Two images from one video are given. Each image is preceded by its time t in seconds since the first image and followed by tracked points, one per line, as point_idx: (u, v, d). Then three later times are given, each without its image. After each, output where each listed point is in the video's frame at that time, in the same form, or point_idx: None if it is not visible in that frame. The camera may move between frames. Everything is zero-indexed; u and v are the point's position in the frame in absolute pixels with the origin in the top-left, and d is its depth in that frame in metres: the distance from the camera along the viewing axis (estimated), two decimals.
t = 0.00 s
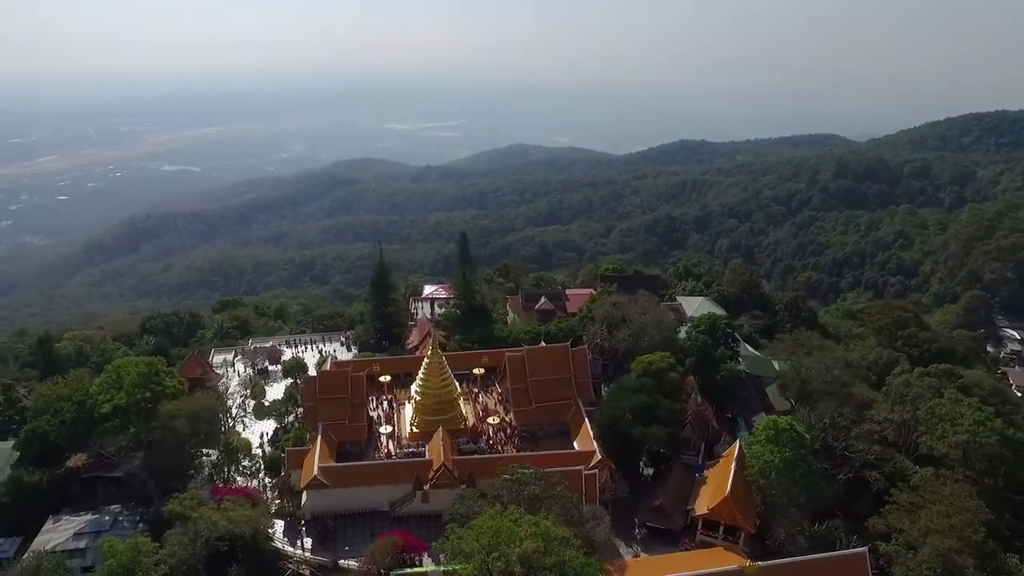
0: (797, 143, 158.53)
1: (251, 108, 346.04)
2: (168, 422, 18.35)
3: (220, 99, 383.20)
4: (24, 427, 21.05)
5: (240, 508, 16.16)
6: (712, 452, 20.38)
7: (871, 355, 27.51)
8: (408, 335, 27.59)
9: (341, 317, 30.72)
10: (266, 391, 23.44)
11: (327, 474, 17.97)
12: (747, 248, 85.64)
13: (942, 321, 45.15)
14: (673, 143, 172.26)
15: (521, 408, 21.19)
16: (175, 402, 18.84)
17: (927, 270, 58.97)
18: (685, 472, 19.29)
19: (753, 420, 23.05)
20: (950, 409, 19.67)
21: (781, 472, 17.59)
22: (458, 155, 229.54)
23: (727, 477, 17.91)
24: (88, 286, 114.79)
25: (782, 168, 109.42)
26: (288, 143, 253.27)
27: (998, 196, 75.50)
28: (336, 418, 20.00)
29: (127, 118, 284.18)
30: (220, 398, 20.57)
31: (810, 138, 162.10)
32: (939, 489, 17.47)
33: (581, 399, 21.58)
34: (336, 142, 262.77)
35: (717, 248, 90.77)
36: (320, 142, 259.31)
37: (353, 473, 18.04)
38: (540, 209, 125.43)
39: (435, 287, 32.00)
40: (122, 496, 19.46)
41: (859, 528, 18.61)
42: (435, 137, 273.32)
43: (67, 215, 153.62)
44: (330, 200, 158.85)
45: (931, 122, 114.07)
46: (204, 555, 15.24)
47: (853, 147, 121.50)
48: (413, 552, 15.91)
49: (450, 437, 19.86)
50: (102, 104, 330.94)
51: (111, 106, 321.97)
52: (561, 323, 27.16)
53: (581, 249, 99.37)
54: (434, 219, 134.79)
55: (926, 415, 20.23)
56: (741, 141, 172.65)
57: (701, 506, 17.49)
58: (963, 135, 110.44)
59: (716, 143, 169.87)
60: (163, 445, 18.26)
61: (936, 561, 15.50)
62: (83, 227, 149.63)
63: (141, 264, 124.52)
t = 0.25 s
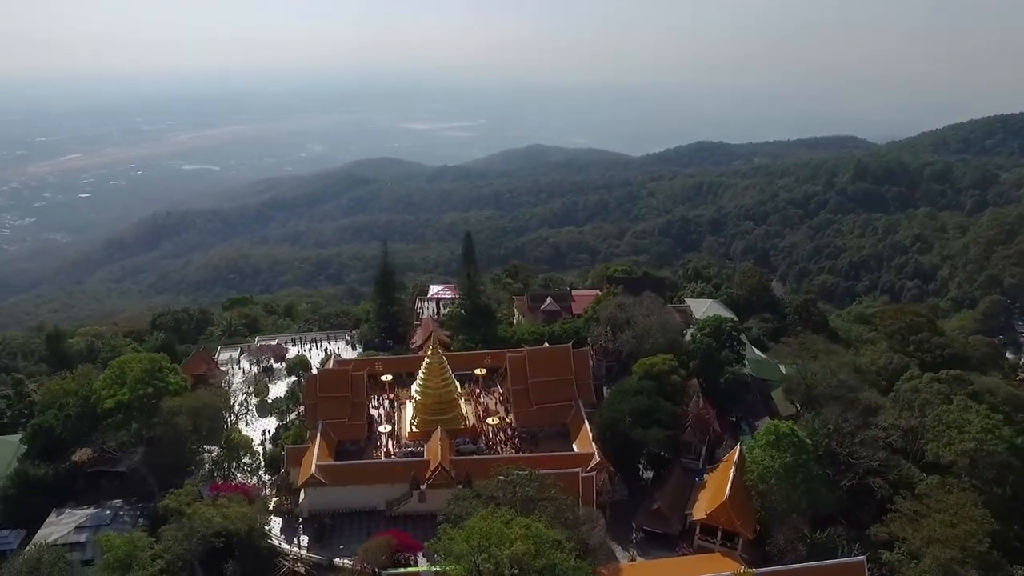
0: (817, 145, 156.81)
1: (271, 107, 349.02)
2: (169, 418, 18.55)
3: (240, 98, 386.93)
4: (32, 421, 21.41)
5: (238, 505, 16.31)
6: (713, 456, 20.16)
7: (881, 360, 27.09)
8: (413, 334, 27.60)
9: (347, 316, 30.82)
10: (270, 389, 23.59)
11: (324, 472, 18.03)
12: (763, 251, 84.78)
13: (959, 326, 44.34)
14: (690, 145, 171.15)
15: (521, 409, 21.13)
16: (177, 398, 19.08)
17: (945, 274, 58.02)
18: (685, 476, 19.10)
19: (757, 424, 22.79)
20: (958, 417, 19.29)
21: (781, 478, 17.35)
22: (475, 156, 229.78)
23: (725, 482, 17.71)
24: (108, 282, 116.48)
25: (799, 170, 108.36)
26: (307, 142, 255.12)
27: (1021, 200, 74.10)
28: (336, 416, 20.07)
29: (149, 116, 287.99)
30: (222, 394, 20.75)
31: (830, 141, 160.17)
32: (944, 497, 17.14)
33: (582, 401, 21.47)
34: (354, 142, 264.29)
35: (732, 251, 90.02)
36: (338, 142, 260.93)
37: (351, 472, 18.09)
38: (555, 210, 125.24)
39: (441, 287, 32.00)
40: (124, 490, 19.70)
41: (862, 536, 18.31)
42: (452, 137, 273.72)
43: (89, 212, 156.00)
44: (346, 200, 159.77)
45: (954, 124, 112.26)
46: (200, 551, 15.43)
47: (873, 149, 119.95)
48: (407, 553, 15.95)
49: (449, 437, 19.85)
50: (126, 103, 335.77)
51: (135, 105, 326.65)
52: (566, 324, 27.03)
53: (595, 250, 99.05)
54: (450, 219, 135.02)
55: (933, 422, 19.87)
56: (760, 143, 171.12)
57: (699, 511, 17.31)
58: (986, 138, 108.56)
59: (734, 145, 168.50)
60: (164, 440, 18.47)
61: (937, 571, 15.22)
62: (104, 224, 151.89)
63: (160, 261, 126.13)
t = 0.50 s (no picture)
0: (833, 146, 155.23)
1: (288, 107, 351.62)
2: (168, 415, 18.62)
3: (257, 98, 390.43)
4: (37, 416, 21.68)
5: (233, 502, 16.41)
6: (711, 460, 19.97)
7: (888, 364, 26.70)
8: (415, 334, 27.62)
9: (351, 314, 30.91)
10: (271, 387, 23.72)
11: (320, 470, 18.08)
12: (776, 252, 83.97)
13: (974, 330, 43.63)
14: (705, 146, 170.12)
15: (519, 410, 21.05)
16: (177, 395, 19.16)
17: (961, 278, 57.16)
18: (682, 479, 18.95)
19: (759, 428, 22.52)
20: (963, 423, 19.00)
21: (778, 483, 17.16)
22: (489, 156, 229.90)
23: (722, 486, 17.53)
24: (124, 281, 117.96)
25: (815, 172, 107.25)
26: (322, 142, 256.65)
27: None
28: (333, 415, 20.12)
29: (168, 116, 291.43)
30: (222, 392, 20.89)
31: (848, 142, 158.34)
32: (945, 504, 16.87)
33: (581, 402, 21.36)
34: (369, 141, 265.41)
35: (745, 253, 89.34)
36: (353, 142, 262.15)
37: (347, 470, 18.15)
38: (568, 211, 125.00)
39: (445, 287, 31.98)
40: (124, 486, 19.83)
41: (861, 543, 18.08)
42: (467, 137, 273.95)
43: (108, 211, 158.18)
44: (361, 199, 160.52)
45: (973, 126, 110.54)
46: (194, 546, 15.56)
47: (891, 151, 118.44)
48: (401, 551, 15.98)
49: (447, 438, 19.83)
50: (146, 103, 339.73)
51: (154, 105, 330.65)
52: (568, 325, 26.90)
53: (607, 251, 98.74)
54: (463, 219, 135.17)
55: (937, 428, 19.57)
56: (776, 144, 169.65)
57: (695, 515, 17.19)
58: (1006, 140, 106.85)
59: (750, 146, 167.18)
60: (162, 436, 18.53)
61: None
62: (122, 223, 153.78)
63: (176, 259, 127.46)
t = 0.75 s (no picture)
0: (858, 149, 152.72)
1: (311, 106, 354.51)
2: (171, 409, 18.82)
3: (282, 97, 394.49)
4: (47, 408, 22.05)
5: (229, 497, 16.57)
6: (712, 464, 19.74)
7: (900, 370, 26.18)
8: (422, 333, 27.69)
9: (359, 313, 31.12)
10: (276, 383, 23.92)
11: (318, 467, 18.16)
12: (795, 256, 82.91)
13: (996, 337, 42.63)
14: (727, 148, 168.44)
15: (520, 411, 20.99)
16: (180, 390, 19.37)
17: (985, 284, 55.90)
18: (682, 484, 18.75)
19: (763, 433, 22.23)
20: (972, 432, 18.52)
21: (778, 488, 16.88)
22: (510, 156, 229.86)
23: (721, 491, 17.30)
24: (148, 277, 119.94)
25: (837, 175, 105.68)
26: (344, 142, 258.50)
27: None
28: (334, 412, 20.22)
29: (194, 115, 295.66)
30: (226, 387, 21.10)
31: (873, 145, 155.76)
32: (950, 515, 16.48)
33: (582, 404, 21.23)
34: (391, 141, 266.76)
35: (764, 256, 88.35)
36: (375, 141, 263.57)
37: (345, 468, 18.21)
38: (586, 212, 124.51)
39: (453, 286, 32.01)
40: (128, 479, 20.08)
41: (864, 552, 17.73)
42: (487, 138, 274.09)
43: (134, 209, 161.02)
44: (380, 199, 161.44)
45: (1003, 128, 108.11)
46: (190, 540, 15.71)
47: (916, 153, 116.28)
48: (394, 550, 16.00)
49: (446, 437, 19.84)
50: (173, 102, 344.77)
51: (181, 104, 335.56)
52: (574, 326, 26.78)
53: (625, 253, 98.24)
54: (481, 220, 135.25)
55: (945, 437, 19.16)
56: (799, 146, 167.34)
57: (692, 520, 16.98)
58: None
59: (772, 148, 165.19)
60: (164, 430, 18.74)
61: None
62: (146, 220, 156.15)
63: (198, 257, 129.13)
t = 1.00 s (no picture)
0: (879, 151, 150.64)
1: (329, 106, 356.56)
2: (172, 405, 18.92)
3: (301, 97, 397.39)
4: (53, 402, 22.29)
5: (227, 493, 16.69)
6: (713, 467, 19.55)
7: (909, 376, 25.77)
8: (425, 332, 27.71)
9: (365, 312, 31.26)
10: (279, 380, 24.05)
11: (316, 465, 18.25)
12: (811, 258, 81.93)
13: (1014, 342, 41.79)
14: (744, 149, 166.91)
15: (519, 411, 20.93)
16: (181, 386, 19.48)
17: (1005, 289, 54.87)
18: (681, 486, 18.58)
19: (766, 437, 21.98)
20: (978, 439, 18.19)
21: (777, 493, 16.66)
22: (526, 156, 229.55)
23: (719, 495, 17.11)
24: (166, 274, 121.43)
25: (856, 177, 104.29)
26: (361, 142, 259.76)
27: None
28: (334, 410, 20.28)
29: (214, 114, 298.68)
30: (228, 384, 21.21)
31: (894, 146, 153.56)
32: (953, 523, 16.17)
33: (583, 405, 21.10)
34: (407, 141, 267.57)
35: (779, 258, 87.33)
36: (391, 140, 264.48)
37: (342, 466, 18.27)
38: (601, 212, 123.85)
39: (459, 286, 32.01)
40: (131, 473, 20.29)
41: (865, 559, 17.47)
42: (504, 137, 274.00)
43: (153, 207, 163.09)
44: (396, 199, 162.01)
45: None
46: (188, 535, 15.82)
47: (938, 155, 114.41)
48: (388, 549, 15.99)
49: (444, 437, 19.82)
50: (194, 101, 348.50)
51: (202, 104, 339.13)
52: (577, 327, 26.66)
53: (638, 254, 97.74)
54: (496, 220, 135.19)
55: (950, 443, 18.84)
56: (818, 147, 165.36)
57: (689, 524, 16.81)
58: None
59: (791, 149, 163.43)
60: (165, 425, 18.89)
61: None
62: (166, 217, 157.99)
63: (215, 254, 130.39)
